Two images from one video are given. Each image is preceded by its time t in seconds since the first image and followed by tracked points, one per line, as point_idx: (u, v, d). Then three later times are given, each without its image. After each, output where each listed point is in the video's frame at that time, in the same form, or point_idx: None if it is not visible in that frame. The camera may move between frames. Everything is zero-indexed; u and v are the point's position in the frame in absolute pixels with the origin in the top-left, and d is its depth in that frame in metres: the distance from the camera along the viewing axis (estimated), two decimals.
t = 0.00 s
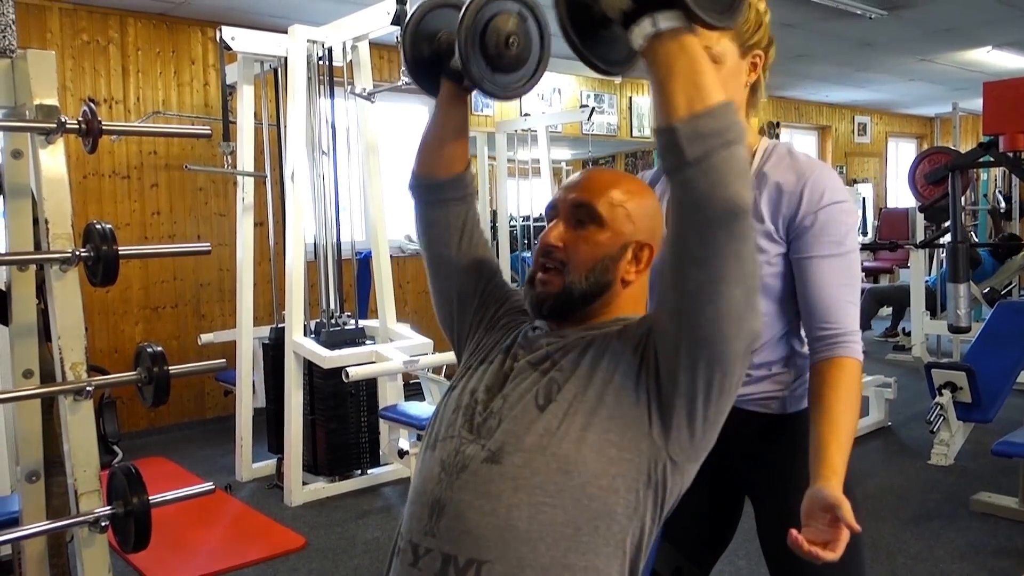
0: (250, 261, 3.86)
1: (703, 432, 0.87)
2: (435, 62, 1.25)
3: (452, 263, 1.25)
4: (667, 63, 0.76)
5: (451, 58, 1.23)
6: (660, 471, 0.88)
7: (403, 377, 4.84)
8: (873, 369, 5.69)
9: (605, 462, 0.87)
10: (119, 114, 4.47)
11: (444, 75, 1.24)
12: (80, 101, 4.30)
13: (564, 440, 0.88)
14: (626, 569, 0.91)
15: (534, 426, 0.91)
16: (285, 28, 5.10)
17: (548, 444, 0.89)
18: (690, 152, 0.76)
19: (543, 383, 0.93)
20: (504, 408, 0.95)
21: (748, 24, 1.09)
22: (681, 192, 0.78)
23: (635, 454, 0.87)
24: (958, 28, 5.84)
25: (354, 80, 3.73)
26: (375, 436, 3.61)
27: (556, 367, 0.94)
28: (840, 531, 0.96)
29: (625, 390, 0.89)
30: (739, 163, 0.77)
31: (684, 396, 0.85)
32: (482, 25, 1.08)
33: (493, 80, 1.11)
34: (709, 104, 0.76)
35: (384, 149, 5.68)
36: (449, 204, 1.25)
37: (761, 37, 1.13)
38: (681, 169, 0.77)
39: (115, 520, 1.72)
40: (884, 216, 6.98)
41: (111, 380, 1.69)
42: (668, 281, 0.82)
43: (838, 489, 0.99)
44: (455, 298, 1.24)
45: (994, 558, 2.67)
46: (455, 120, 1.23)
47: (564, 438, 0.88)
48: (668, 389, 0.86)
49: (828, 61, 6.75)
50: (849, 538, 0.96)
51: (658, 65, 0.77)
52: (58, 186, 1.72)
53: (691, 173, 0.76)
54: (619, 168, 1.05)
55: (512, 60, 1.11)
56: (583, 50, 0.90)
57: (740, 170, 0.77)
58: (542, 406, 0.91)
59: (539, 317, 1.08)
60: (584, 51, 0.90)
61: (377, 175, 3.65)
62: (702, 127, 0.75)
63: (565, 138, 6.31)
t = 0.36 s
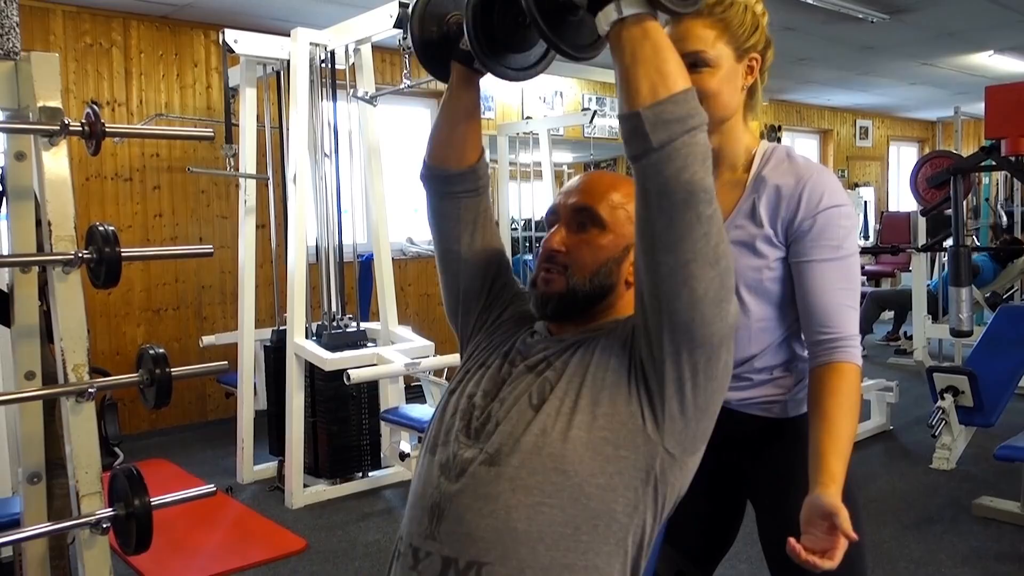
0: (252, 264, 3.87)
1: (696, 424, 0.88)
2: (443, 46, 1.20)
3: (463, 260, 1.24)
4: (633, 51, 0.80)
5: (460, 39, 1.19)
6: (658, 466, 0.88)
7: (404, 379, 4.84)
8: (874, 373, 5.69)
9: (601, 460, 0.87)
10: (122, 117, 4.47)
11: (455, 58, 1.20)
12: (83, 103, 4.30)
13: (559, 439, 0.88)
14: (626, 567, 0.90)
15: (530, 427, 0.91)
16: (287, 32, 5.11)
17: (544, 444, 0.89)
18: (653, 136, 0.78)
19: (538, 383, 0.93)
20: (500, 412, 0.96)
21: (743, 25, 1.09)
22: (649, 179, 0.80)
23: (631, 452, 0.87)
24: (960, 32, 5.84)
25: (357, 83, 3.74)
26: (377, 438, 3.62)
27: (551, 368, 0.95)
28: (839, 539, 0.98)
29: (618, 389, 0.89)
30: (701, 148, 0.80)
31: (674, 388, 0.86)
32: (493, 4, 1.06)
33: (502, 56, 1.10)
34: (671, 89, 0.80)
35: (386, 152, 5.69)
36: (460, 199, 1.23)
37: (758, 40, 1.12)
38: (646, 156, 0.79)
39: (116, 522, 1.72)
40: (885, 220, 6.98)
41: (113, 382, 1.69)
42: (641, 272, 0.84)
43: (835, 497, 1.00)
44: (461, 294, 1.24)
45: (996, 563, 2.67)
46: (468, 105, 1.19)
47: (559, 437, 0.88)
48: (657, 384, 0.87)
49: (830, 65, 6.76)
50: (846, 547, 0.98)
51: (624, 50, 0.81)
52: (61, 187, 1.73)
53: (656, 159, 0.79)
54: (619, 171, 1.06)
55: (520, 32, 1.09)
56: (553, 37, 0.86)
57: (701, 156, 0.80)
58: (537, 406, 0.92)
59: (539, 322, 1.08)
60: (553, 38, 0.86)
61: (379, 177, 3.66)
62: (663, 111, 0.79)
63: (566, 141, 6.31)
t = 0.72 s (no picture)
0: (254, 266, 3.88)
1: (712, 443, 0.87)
2: (399, 107, 1.23)
3: (422, 290, 1.25)
4: (704, 97, 0.72)
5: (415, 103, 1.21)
6: (659, 480, 0.89)
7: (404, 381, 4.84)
8: (874, 375, 5.68)
9: (603, 467, 0.87)
10: (123, 118, 4.48)
11: (409, 120, 1.23)
12: (85, 105, 4.31)
13: (563, 445, 0.88)
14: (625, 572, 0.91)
15: (534, 431, 0.91)
16: (288, 33, 5.11)
17: (546, 448, 0.89)
18: (729, 192, 0.71)
19: (542, 388, 0.94)
20: (504, 415, 0.95)
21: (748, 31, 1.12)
22: (715, 224, 0.73)
23: (635, 462, 0.87)
24: (961, 35, 5.85)
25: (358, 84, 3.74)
26: (377, 439, 3.62)
27: (555, 371, 0.94)
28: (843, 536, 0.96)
29: (629, 399, 0.88)
30: (784, 203, 0.73)
31: (694, 410, 0.85)
32: (445, 71, 1.11)
33: (459, 125, 1.15)
34: (748, 140, 0.71)
35: (388, 153, 5.70)
36: (418, 247, 1.25)
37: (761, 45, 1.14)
38: (720, 209, 0.72)
39: (117, 523, 1.72)
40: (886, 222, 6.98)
41: (113, 383, 1.69)
42: (696, 313, 0.79)
43: (838, 494, 0.99)
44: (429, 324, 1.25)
45: (997, 566, 2.66)
46: (419, 164, 1.23)
47: (563, 443, 0.88)
48: (677, 402, 0.86)
49: (831, 68, 6.76)
50: (851, 544, 0.96)
51: (693, 94, 0.72)
52: (62, 189, 1.73)
53: (732, 214, 0.72)
54: (612, 174, 1.06)
55: (473, 101, 1.13)
56: (606, 71, 0.83)
57: (785, 211, 0.73)
58: (540, 410, 0.92)
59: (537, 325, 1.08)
60: (608, 73, 0.83)
61: (379, 179, 3.66)
62: (744, 166, 0.71)
63: (567, 143, 6.32)
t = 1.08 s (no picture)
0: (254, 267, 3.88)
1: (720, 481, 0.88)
2: (386, 203, 1.32)
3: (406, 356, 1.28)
4: (779, 235, 0.70)
5: (404, 201, 1.31)
6: (662, 492, 0.89)
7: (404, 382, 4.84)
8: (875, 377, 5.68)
9: (606, 476, 0.87)
10: (124, 119, 4.48)
11: (397, 214, 1.32)
12: (86, 105, 4.31)
13: (566, 451, 0.89)
14: None
15: (538, 435, 0.91)
16: (288, 34, 5.12)
17: (550, 455, 0.89)
18: (806, 338, 0.69)
19: (547, 393, 0.94)
20: (508, 417, 0.95)
21: (757, 36, 1.20)
22: (782, 354, 0.72)
23: (639, 478, 0.88)
24: (961, 37, 5.85)
25: (359, 85, 3.74)
26: (377, 440, 3.61)
27: (561, 378, 0.94)
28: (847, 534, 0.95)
29: (643, 423, 0.87)
30: (864, 349, 0.71)
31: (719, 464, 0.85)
32: (434, 176, 1.28)
33: (445, 222, 1.31)
34: (826, 283, 0.69)
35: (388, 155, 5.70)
36: (397, 327, 1.29)
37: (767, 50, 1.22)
38: (793, 349, 0.71)
39: (117, 523, 1.72)
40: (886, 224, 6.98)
41: (113, 384, 1.69)
42: (753, 419, 0.78)
43: (841, 493, 0.99)
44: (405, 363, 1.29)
45: (997, 568, 2.66)
46: (407, 258, 1.31)
47: (566, 449, 0.89)
48: (699, 447, 0.85)
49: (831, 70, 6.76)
50: (854, 542, 0.95)
51: (766, 231, 0.70)
52: (63, 189, 1.73)
53: (811, 357, 0.70)
54: (614, 176, 1.07)
55: (459, 200, 1.31)
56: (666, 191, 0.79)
57: (865, 357, 0.71)
58: (545, 414, 0.92)
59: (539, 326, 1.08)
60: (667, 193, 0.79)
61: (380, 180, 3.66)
62: (820, 312, 0.69)
63: (568, 145, 6.33)
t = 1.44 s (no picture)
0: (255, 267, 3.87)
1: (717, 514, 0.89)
2: (396, 268, 1.34)
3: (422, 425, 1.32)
4: (802, 359, 0.71)
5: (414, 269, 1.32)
6: (667, 506, 0.90)
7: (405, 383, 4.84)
8: (876, 378, 5.67)
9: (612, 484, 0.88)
10: (125, 120, 4.49)
11: (407, 281, 1.34)
12: (86, 106, 4.32)
13: (572, 461, 0.89)
14: None
15: (544, 445, 0.91)
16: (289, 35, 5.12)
17: (556, 464, 0.90)
18: (815, 467, 0.70)
19: (555, 402, 0.94)
20: (513, 422, 0.95)
21: (757, 34, 1.21)
22: (791, 470, 0.72)
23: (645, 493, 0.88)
24: (962, 38, 5.85)
25: (359, 86, 3.74)
26: (377, 441, 3.61)
27: (570, 390, 0.95)
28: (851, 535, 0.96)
29: (650, 449, 0.88)
30: (872, 480, 0.71)
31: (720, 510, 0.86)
32: (445, 249, 1.28)
33: (454, 296, 1.30)
34: (843, 414, 0.70)
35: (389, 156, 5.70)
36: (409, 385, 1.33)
37: (768, 50, 1.23)
38: (801, 470, 0.71)
39: (118, 524, 1.72)
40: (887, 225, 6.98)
41: (114, 386, 1.69)
42: (757, 510, 0.78)
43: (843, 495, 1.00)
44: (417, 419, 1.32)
45: (998, 569, 2.66)
46: (418, 327, 1.34)
47: (573, 459, 0.89)
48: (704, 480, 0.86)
49: (833, 71, 6.76)
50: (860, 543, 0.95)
51: (791, 353, 0.71)
52: (64, 190, 1.73)
53: (819, 484, 0.71)
54: (618, 176, 1.07)
55: (469, 275, 1.30)
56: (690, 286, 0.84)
57: (874, 488, 0.71)
58: (552, 423, 0.92)
59: (545, 329, 1.08)
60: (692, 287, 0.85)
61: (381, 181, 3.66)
62: (834, 443, 0.69)
63: (569, 146, 6.33)
